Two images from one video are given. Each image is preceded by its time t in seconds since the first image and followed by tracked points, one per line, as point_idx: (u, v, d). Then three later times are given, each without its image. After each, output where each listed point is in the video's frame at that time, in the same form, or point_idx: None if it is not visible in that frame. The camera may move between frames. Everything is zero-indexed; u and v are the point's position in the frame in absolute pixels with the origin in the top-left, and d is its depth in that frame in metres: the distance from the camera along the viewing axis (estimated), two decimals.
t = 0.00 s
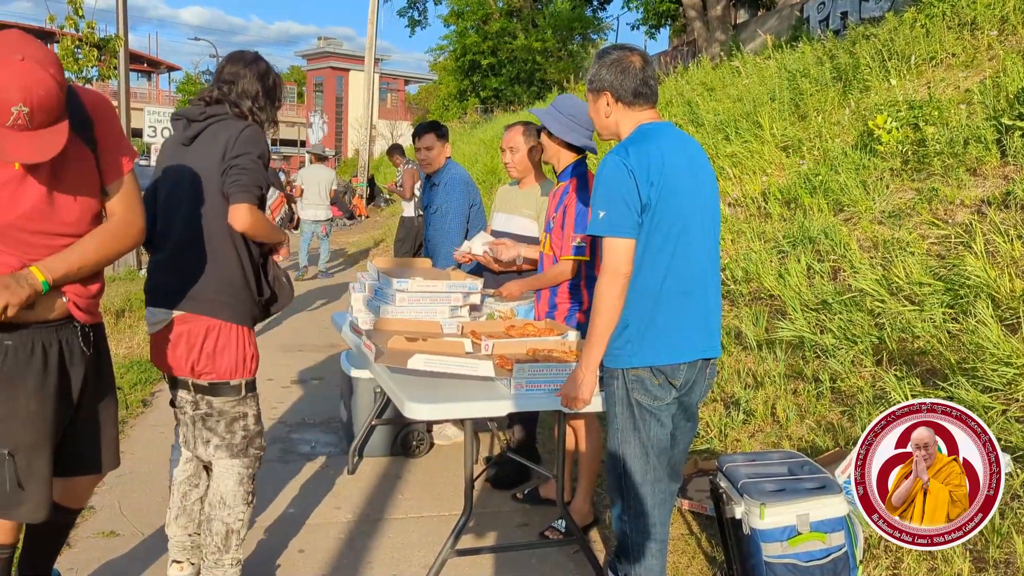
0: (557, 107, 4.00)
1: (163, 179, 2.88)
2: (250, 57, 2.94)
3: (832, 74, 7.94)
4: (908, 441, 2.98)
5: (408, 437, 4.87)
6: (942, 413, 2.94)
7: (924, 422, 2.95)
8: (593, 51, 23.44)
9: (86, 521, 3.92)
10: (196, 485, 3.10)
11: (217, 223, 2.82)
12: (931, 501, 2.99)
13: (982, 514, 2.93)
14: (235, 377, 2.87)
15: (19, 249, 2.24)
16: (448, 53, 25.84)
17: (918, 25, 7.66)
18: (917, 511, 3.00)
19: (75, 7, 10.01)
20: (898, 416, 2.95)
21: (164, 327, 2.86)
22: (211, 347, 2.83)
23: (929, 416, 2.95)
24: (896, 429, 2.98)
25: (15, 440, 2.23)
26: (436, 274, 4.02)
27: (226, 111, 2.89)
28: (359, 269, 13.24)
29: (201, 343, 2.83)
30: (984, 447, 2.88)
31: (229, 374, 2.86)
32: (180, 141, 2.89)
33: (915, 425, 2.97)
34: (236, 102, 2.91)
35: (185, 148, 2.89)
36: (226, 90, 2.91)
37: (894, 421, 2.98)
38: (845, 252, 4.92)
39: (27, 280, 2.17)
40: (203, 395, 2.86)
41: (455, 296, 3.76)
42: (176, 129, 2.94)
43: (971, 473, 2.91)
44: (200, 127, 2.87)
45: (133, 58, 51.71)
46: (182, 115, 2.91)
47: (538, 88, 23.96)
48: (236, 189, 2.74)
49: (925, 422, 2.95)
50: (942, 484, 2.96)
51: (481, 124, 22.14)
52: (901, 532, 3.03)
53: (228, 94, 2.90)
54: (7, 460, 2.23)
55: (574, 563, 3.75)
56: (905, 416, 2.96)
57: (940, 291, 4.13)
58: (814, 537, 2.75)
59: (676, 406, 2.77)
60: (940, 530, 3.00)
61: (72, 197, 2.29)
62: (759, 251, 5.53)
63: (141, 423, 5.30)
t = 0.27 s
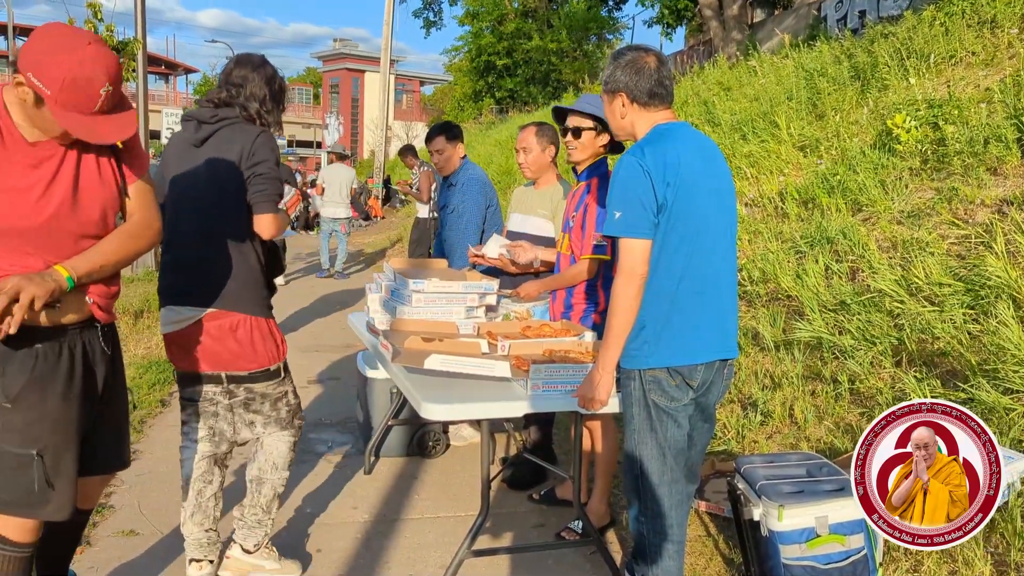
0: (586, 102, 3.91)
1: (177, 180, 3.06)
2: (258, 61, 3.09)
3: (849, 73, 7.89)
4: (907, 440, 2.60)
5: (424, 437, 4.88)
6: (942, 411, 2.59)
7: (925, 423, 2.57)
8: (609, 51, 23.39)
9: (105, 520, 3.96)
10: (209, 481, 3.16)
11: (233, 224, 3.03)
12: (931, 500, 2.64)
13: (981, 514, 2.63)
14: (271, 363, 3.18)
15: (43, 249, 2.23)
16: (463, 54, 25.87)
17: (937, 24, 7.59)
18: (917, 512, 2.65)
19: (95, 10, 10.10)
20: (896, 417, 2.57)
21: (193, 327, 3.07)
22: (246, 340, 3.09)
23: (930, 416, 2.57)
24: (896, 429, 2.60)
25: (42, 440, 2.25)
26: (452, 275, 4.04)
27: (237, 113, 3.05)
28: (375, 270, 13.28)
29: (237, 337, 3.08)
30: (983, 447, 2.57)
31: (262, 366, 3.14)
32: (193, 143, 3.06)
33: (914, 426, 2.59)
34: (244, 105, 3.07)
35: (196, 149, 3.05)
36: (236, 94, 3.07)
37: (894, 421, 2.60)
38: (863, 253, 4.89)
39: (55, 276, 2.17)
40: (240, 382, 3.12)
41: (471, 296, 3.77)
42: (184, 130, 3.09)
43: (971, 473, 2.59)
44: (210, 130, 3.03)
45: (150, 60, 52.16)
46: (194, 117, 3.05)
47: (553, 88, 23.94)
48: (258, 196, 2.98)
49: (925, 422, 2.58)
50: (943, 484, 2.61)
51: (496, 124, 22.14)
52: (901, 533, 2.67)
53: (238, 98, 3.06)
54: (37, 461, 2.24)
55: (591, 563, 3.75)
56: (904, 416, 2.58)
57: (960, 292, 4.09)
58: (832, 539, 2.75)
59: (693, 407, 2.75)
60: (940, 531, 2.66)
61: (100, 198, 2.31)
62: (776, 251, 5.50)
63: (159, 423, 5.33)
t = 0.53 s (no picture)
0: (607, 102, 3.94)
1: (206, 180, 3.20)
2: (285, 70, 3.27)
3: (868, 72, 7.84)
4: (907, 440, 2.56)
5: (441, 437, 4.88)
6: (942, 411, 2.53)
7: (924, 422, 2.52)
8: (625, 51, 23.32)
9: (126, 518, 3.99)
10: (229, 471, 3.31)
11: (262, 225, 3.22)
12: (931, 500, 2.57)
13: (982, 514, 2.53)
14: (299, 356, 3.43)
15: (83, 251, 2.27)
16: (479, 54, 25.89)
17: (958, 21, 7.51)
18: (917, 512, 2.59)
19: (115, 12, 10.18)
20: (896, 417, 2.54)
21: (233, 329, 3.23)
22: (284, 340, 3.31)
23: (930, 416, 2.52)
24: (896, 428, 2.57)
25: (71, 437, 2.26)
26: (470, 275, 4.04)
27: (270, 122, 3.24)
28: (391, 270, 13.30)
29: (275, 337, 3.29)
30: (983, 447, 2.48)
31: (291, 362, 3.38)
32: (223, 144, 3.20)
33: (914, 426, 2.55)
34: (275, 112, 3.25)
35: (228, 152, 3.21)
36: (268, 101, 3.24)
37: (894, 421, 2.57)
38: (883, 252, 4.86)
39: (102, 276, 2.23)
40: (267, 376, 3.33)
41: (488, 296, 3.77)
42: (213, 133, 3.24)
43: (971, 473, 2.50)
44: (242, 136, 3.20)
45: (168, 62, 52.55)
46: (230, 123, 3.20)
47: (569, 88, 23.92)
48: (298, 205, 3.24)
49: (925, 422, 2.53)
50: (942, 484, 2.55)
51: (512, 124, 22.15)
52: (901, 533, 2.62)
53: (271, 106, 3.24)
54: (67, 457, 2.25)
55: (608, 564, 3.74)
56: (904, 416, 2.54)
57: (983, 292, 4.06)
58: (853, 541, 2.72)
59: (712, 407, 2.74)
60: (940, 531, 2.58)
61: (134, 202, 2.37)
62: (795, 251, 5.47)
63: (178, 421, 5.38)
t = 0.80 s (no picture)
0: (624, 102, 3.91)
1: (254, 178, 3.45)
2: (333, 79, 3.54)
3: (886, 71, 7.79)
4: (908, 440, 2.46)
5: (457, 437, 4.87)
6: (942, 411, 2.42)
7: (926, 423, 2.42)
8: (641, 50, 23.26)
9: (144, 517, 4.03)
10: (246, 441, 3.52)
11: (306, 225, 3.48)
12: (932, 500, 2.47)
13: (982, 514, 2.44)
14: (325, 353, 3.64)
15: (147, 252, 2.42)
16: (494, 54, 25.91)
17: (977, 19, 7.44)
18: (917, 512, 2.49)
19: (133, 15, 10.27)
20: (896, 416, 2.43)
21: (268, 321, 3.44)
22: (314, 335, 3.53)
23: (931, 416, 2.42)
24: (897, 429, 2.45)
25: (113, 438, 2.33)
26: (485, 276, 4.04)
27: (318, 127, 3.50)
28: (407, 270, 13.33)
29: (306, 331, 3.51)
30: (984, 447, 2.39)
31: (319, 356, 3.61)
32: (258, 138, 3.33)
33: (914, 426, 2.44)
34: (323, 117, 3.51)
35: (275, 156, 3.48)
36: (317, 106, 3.50)
37: (894, 421, 2.46)
38: (902, 252, 4.82)
39: (167, 280, 2.41)
40: (292, 368, 3.52)
41: (505, 297, 3.77)
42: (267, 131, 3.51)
43: (971, 473, 2.41)
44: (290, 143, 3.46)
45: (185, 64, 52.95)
46: (283, 126, 3.46)
47: (584, 88, 23.90)
48: (341, 212, 3.55)
49: (926, 422, 2.42)
50: (943, 484, 2.44)
51: (527, 125, 22.13)
52: (901, 533, 2.52)
53: (320, 111, 3.50)
54: (106, 457, 2.31)
55: (624, 564, 3.74)
56: (905, 416, 2.43)
57: (1003, 292, 4.01)
58: (872, 543, 2.70)
59: (731, 408, 2.72)
60: (941, 531, 2.48)
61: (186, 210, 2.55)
62: (812, 251, 5.44)
63: (196, 421, 5.42)
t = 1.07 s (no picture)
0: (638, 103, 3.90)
1: (283, 175, 3.58)
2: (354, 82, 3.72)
3: (904, 69, 7.73)
4: (907, 440, 2.27)
5: (472, 437, 4.88)
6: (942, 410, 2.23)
7: (924, 423, 2.23)
8: (655, 49, 23.19)
9: (161, 516, 4.06)
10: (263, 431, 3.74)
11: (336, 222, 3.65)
12: (931, 500, 2.28)
13: (982, 514, 2.23)
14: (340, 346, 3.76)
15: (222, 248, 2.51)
16: (507, 54, 25.91)
17: (996, 17, 7.37)
18: (916, 512, 2.30)
19: (148, 16, 10.32)
20: (895, 416, 2.24)
21: (287, 312, 3.56)
22: (330, 327, 3.66)
23: (930, 416, 2.23)
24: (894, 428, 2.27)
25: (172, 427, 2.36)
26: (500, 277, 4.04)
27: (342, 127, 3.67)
28: (420, 270, 13.36)
29: (323, 323, 3.63)
30: (983, 447, 2.19)
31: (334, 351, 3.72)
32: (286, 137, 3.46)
33: (913, 426, 2.25)
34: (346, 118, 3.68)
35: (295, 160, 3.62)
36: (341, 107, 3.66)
37: (894, 420, 2.27)
38: (920, 252, 4.78)
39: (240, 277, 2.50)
40: (304, 360, 3.65)
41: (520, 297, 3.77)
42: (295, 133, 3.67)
43: (971, 473, 2.20)
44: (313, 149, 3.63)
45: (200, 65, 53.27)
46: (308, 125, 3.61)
47: (597, 88, 23.86)
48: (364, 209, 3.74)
49: (925, 422, 2.23)
50: (942, 484, 2.24)
51: (541, 124, 22.11)
52: (901, 534, 2.33)
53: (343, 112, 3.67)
54: (168, 452, 2.35)
55: (639, 566, 3.73)
56: (904, 415, 2.24)
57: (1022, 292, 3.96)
58: (890, 546, 2.67)
59: (749, 409, 2.71)
60: (940, 531, 2.28)
61: (260, 206, 2.68)
62: (829, 251, 5.41)
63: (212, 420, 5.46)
